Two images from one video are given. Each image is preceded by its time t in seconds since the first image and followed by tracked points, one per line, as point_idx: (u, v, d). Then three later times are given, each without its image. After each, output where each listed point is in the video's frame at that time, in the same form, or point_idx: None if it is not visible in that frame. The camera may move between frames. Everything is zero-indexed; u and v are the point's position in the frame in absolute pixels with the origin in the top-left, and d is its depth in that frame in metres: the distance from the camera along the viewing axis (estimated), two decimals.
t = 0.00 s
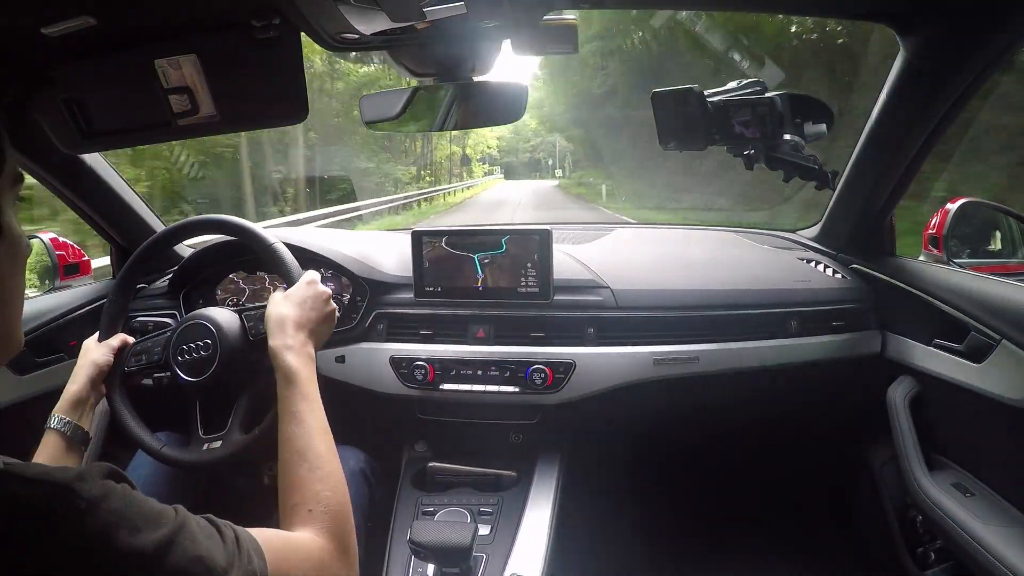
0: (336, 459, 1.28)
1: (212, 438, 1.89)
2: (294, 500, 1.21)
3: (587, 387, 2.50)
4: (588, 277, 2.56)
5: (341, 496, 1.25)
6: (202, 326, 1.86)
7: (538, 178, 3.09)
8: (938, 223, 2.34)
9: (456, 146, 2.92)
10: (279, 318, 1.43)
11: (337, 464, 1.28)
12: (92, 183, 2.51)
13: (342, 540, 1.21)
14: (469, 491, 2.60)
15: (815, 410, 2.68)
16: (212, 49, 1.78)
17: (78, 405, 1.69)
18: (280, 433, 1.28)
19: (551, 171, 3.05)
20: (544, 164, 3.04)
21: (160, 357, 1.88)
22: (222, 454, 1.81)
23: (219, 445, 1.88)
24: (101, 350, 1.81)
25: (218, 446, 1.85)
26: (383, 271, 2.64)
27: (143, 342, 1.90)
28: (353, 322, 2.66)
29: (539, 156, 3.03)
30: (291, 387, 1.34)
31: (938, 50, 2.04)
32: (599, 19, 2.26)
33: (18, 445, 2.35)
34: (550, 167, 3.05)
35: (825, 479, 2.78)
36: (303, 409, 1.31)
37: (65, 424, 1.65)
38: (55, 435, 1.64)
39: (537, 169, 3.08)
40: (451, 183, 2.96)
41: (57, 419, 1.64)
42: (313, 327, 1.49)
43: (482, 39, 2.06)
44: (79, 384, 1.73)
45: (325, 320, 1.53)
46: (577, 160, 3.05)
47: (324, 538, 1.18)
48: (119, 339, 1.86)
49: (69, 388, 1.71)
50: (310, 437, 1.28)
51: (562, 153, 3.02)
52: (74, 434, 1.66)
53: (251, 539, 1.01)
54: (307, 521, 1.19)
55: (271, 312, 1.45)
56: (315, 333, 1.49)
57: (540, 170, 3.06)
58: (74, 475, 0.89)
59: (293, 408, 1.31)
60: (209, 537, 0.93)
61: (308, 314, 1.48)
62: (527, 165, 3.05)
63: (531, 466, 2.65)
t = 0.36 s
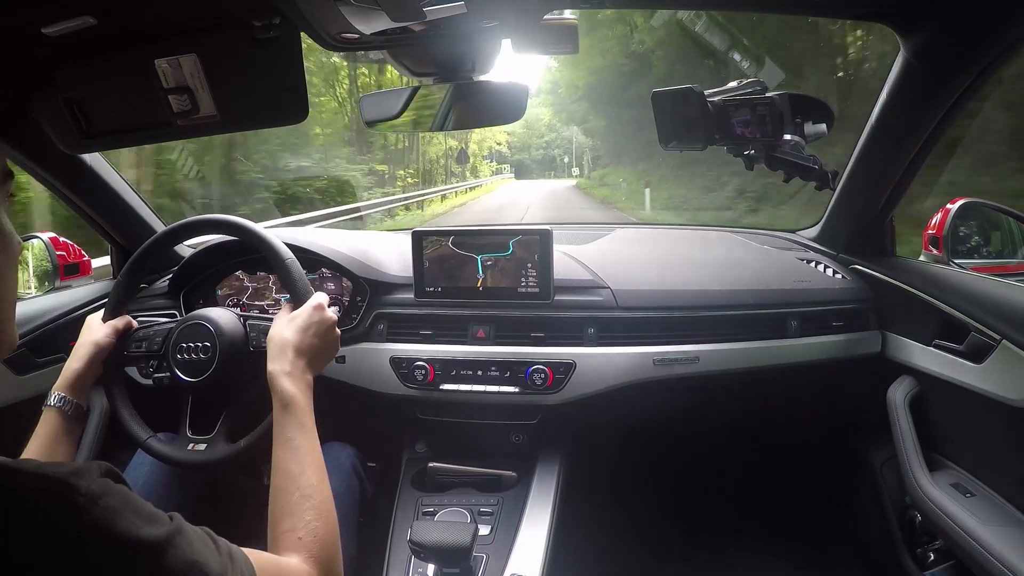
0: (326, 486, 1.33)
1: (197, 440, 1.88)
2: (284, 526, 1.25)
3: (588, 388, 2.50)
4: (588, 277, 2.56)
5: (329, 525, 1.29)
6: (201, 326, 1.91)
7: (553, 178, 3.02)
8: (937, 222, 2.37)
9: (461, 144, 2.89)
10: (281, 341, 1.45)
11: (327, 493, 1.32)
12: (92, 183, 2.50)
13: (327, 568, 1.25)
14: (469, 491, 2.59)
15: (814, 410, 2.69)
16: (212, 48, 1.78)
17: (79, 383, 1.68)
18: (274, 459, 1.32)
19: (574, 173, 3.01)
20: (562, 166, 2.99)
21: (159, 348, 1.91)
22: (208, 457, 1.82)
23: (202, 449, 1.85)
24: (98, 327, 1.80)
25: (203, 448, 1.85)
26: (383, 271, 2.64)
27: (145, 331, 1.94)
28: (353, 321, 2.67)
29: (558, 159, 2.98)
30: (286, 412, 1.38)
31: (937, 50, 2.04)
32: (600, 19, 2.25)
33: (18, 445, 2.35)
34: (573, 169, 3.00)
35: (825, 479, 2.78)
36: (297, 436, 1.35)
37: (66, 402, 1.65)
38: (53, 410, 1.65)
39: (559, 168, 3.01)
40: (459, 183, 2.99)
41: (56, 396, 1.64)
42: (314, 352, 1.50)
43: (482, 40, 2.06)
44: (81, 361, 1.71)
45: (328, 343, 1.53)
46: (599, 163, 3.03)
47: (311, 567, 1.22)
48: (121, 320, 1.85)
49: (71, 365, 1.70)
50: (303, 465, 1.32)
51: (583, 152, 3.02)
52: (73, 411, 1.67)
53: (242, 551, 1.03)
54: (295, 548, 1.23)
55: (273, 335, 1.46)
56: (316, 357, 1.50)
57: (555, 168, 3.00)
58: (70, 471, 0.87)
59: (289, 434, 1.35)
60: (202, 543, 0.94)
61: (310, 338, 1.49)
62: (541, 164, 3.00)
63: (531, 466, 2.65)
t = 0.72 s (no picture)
0: (320, 489, 1.34)
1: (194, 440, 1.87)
2: (277, 530, 1.25)
3: (587, 387, 2.50)
4: (588, 276, 2.56)
5: (323, 529, 1.29)
6: (201, 326, 1.92)
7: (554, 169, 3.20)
8: (938, 221, 2.36)
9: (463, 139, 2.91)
10: (279, 344, 1.44)
11: (320, 496, 1.33)
12: (92, 182, 2.50)
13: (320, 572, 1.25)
14: (469, 490, 2.59)
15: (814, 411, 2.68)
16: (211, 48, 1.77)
17: (82, 379, 1.68)
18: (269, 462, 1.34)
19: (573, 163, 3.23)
20: (564, 158, 3.20)
21: (159, 346, 1.91)
22: (206, 457, 1.81)
23: (198, 449, 1.84)
24: (103, 321, 1.79)
25: (200, 447, 1.84)
26: (383, 270, 2.64)
27: (145, 328, 1.94)
28: (353, 321, 2.66)
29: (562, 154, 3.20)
30: (283, 416, 1.38)
31: (938, 50, 2.03)
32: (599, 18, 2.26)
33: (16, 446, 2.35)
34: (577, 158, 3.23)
35: (825, 478, 2.78)
36: (292, 440, 1.36)
37: (67, 397, 1.65)
38: (53, 404, 1.64)
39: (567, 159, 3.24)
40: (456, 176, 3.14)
41: (57, 390, 1.64)
42: (314, 354, 1.48)
43: (482, 38, 2.06)
44: (85, 355, 1.70)
45: (328, 346, 1.51)
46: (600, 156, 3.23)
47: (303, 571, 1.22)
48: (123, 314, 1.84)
49: (75, 358, 1.69)
50: (297, 468, 1.33)
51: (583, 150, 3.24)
52: (74, 406, 1.67)
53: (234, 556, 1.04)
54: (287, 552, 1.23)
55: (273, 338, 1.46)
56: (315, 359, 1.49)
57: (557, 159, 3.18)
58: (60, 475, 0.85)
59: (285, 438, 1.36)
60: (194, 545, 0.95)
61: (309, 341, 1.47)
62: (543, 157, 3.17)
63: (531, 466, 2.65)
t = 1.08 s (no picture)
0: (323, 486, 1.34)
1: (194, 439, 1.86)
2: (279, 527, 1.26)
3: (587, 387, 2.49)
4: (588, 275, 2.56)
5: (325, 527, 1.29)
6: (201, 325, 1.91)
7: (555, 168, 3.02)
8: (938, 221, 2.36)
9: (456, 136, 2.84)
10: (279, 343, 1.44)
11: (322, 494, 1.32)
12: (92, 183, 2.49)
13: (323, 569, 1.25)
14: (469, 490, 2.59)
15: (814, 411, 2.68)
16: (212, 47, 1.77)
17: (82, 377, 1.67)
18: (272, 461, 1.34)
19: (576, 163, 3.04)
20: (564, 155, 3.00)
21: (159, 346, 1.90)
22: (206, 457, 1.81)
23: (197, 449, 1.83)
24: (103, 319, 1.79)
25: (200, 447, 1.83)
26: (384, 269, 2.64)
27: (145, 328, 1.94)
28: (353, 320, 2.66)
29: (563, 151, 2.99)
30: (284, 415, 1.38)
31: (937, 49, 2.04)
32: (598, 17, 2.25)
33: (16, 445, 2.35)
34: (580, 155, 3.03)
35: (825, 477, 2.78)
36: (294, 439, 1.36)
37: (66, 395, 1.65)
38: (53, 401, 1.64)
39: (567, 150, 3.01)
40: (432, 176, 2.97)
41: (57, 387, 1.64)
42: (315, 352, 1.47)
43: (482, 37, 2.05)
44: (85, 353, 1.70)
45: (330, 342, 1.49)
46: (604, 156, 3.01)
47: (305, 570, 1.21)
48: (123, 314, 1.83)
49: (75, 356, 1.69)
50: (300, 465, 1.34)
51: (585, 143, 3.02)
52: (74, 404, 1.67)
53: (238, 556, 1.04)
54: (290, 550, 1.23)
55: (273, 336, 1.45)
56: (316, 358, 1.48)
57: (558, 156, 3.00)
58: (61, 477, 0.85)
59: (286, 437, 1.36)
60: (196, 544, 0.95)
61: (310, 338, 1.46)
62: (540, 154, 2.98)
63: (531, 465, 2.65)
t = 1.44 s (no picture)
0: (324, 482, 1.33)
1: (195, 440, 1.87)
2: (281, 523, 1.25)
3: (587, 386, 2.51)
4: (588, 275, 2.56)
5: (328, 522, 1.28)
6: (202, 325, 1.91)
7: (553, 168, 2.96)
8: (938, 220, 2.37)
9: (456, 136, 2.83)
10: (280, 339, 1.45)
11: (323, 490, 1.31)
12: (92, 183, 2.49)
13: (326, 565, 1.24)
14: (469, 490, 2.59)
15: (814, 411, 2.68)
16: (211, 46, 1.76)
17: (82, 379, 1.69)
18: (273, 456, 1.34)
19: (579, 162, 2.95)
20: (564, 153, 2.94)
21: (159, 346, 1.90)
22: (207, 456, 1.81)
23: (201, 448, 1.83)
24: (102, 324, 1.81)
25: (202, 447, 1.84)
26: (384, 270, 2.63)
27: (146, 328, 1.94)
28: (353, 320, 2.64)
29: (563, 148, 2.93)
30: (284, 411, 1.38)
31: (937, 50, 2.04)
32: (596, 16, 2.24)
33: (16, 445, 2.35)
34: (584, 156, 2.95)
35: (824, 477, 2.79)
36: (295, 433, 1.36)
37: (66, 396, 1.65)
38: (54, 404, 1.64)
39: (569, 147, 2.93)
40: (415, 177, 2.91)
41: (57, 389, 1.64)
42: (314, 349, 1.49)
43: (481, 36, 2.04)
44: (85, 358, 1.72)
45: (330, 340, 1.51)
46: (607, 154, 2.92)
47: (309, 565, 1.21)
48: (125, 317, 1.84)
49: (75, 361, 1.71)
50: (301, 461, 1.33)
51: (591, 142, 2.92)
52: (74, 406, 1.67)
53: (243, 556, 1.04)
54: (293, 546, 1.23)
55: (273, 332, 1.47)
56: (316, 355, 1.49)
57: (557, 153, 2.94)
58: (69, 482, 0.85)
59: (286, 432, 1.36)
60: (203, 546, 0.95)
61: (310, 335, 1.47)
62: (530, 155, 2.92)
63: (531, 465, 2.65)
